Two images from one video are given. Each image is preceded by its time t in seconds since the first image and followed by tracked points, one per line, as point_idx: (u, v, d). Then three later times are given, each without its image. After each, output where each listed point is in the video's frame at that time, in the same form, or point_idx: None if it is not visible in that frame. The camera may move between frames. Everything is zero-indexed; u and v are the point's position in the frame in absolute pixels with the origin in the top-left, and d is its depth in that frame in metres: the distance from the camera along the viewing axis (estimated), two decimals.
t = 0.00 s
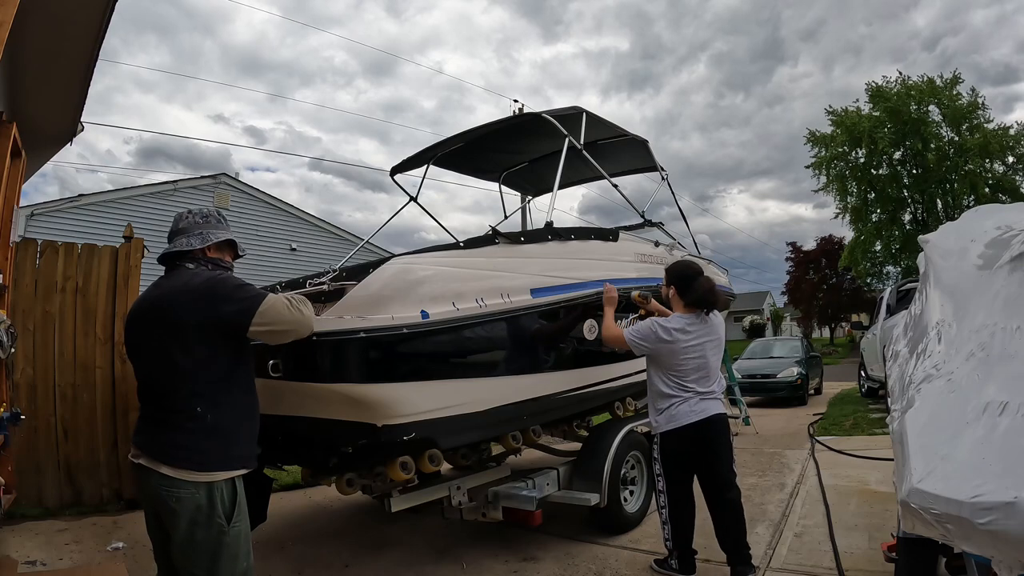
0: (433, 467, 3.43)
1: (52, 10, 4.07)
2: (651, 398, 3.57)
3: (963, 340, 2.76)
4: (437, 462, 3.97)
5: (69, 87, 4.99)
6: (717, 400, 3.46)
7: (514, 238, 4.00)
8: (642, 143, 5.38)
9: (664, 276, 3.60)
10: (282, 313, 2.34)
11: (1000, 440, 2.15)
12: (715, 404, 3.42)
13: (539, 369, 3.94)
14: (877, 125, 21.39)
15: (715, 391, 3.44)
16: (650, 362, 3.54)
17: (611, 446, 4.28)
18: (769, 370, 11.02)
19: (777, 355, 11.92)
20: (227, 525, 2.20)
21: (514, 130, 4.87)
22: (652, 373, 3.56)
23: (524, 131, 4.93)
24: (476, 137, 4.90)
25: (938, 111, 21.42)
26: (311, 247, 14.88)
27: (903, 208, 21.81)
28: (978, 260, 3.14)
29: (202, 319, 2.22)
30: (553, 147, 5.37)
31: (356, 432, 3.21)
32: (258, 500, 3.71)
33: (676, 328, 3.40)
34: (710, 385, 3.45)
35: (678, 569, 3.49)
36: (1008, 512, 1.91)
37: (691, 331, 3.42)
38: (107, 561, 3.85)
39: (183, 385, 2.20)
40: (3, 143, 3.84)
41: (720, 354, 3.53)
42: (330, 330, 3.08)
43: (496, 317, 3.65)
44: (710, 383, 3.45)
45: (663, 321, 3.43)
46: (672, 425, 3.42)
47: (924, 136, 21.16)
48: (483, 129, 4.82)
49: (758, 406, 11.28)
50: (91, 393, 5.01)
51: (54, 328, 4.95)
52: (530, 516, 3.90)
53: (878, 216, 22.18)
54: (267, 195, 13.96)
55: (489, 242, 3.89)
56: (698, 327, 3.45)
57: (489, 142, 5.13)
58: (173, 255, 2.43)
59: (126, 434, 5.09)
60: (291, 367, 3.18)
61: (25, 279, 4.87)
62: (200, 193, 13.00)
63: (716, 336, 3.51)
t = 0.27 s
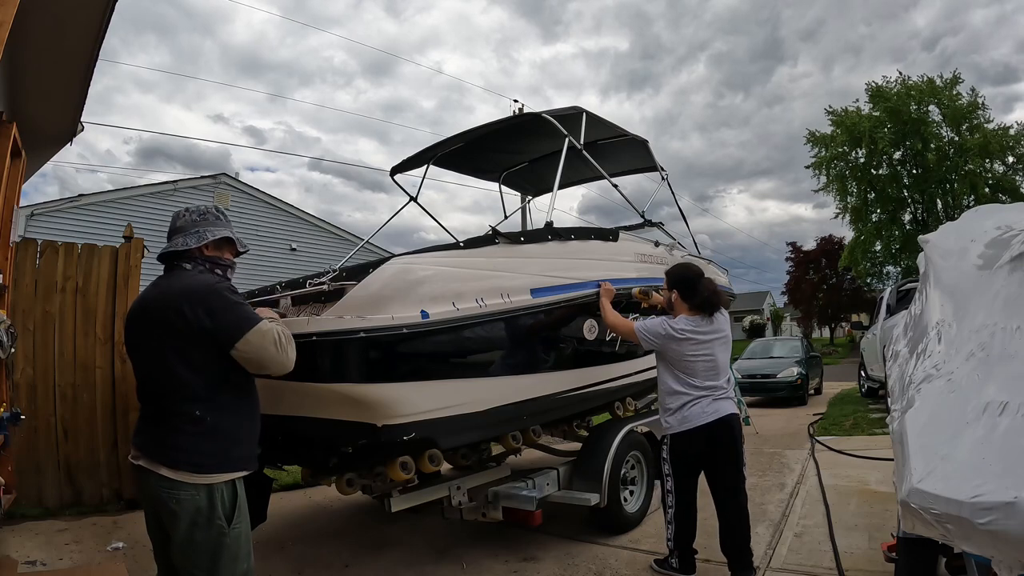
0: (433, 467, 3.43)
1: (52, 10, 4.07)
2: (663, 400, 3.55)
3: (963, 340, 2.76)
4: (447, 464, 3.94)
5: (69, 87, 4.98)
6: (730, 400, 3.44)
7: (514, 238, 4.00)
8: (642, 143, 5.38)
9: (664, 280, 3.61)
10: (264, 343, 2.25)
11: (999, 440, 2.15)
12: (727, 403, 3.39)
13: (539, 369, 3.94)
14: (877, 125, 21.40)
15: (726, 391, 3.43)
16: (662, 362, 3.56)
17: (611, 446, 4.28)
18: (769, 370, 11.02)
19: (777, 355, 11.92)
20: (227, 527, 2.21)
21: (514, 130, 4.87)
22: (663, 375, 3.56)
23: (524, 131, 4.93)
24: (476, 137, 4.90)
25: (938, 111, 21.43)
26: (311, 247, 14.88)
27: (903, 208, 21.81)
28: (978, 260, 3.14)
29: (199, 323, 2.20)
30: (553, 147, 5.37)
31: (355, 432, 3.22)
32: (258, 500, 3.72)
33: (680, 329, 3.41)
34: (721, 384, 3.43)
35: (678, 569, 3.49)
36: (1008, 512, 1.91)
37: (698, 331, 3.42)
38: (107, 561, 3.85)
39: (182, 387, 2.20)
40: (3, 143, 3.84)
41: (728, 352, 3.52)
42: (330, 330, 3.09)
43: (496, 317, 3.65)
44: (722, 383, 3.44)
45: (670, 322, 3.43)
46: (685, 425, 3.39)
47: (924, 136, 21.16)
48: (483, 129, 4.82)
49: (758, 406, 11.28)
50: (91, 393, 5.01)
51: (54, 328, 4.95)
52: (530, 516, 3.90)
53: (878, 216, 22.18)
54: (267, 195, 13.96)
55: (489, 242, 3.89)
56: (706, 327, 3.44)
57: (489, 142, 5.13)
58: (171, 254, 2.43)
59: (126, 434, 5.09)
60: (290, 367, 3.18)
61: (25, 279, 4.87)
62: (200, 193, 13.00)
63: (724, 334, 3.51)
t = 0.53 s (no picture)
0: (433, 467, 3.44)
1: (52, 10, 4.07)
2: (664, 401, 3.55)
3: (963, 340, 2.76)
4: (447, 464, 3.95)
5: (69, 87, 4.98)
6: (730, 401, 3.44)
7: (514, 238, 4.00)
8: (642, 143, 5.38)
9: (663, 282, 3.59)
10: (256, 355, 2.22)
11: (999, 440, 2.15)
12: (728, 405, 3.39)
13: (539, 369, 3.94)
14: (877, 125, 21.41)
15: (727, 393, 3.43)
16: (662, 363, 3.57)
17: (610, 446, 4.28)
18: (769, 370, 11.02)
19: (777, 355, 11.92)
20: (227, 529, 2.21)
21: (514, 130, 4.87)
22: (664, 375, 3.57)
23: (524, 131, 4.93)
24: (476, 137, 4.90)
25: (938, 111, 21.43)
26: (311, 247, 14.87)
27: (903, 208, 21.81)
28: (978, 260, 3.14)
29: (197, 326, 2.20)
30: (553, 147, 5.37)
31: (355, 432, 3.22)
32: (258, 500, 3.72)
33: (678, 330, 3.41)
34: (721, 386, 3.43)
35: (678, 569, 3.49)
36: (1008, 512, 1.91)
37: (698, 333, 3.42)
38: (107, 561, 3.84)
39: (182, 390, 2.20)
40: (4, 143, 3.84)
41: (728, 353, 3.52)
42: (330, 330, 3.09)
43: (496, 317, 3.66)
44: (723, 383, 3.44)
45: (669, 324, 3.44)
46: (685, 426, 3.39)
47: (924, 136, 21.16)
48: (483, 128, 4.82)
49: (759, 406, 11.29)
50: (91, 393, 5.01)
51: (54, 328, 4.95)
52: (530, 516, 3.90)
53: (878, 216, 22.18)
54: (267, 195, 13.96)
55: (489, 242, 3.88)
56: (706, 328, 3.44)
57: (489, 142, 5.13)
58: (171, 254, 2.43)
59: (126, 434, 5.09)
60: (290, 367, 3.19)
61: (25, 279, 4.87)
62: (199, 193, 12.99)
63: (724, 334, 3.51)
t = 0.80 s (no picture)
0: (433, 467, 3.43)
1: (52, 10, 4.08)
2: (663, 401, 3.55)
3: (963, 340, 2.76)
4: (447, 465, 3.94)
5: (70, 87, 4.98)
6: (731, 402, 3.44)
7: (513, 238, 3.99)
8: (642, 143, 5.38)
9: (661, 283, 3.59)
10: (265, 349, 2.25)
11: (999, 439, 2.15)
12: (728, 406, 3.39)
13: (539, 369, 3.94)
14: (877, 125, 21.43)
15: (728, 394, 3.43)
16: (662, 364, 3.56)
17: (610, 446, 4.27)
18: (769, 370, 11.02)
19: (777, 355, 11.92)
20: (228, 532, 2.21)
21: (514, 130, 4.87)
22: (664, 376, 3.56)
23: (524, 131, 4.93)
24: (476, 137, 4.90)
25: (938, 111, 21.44)
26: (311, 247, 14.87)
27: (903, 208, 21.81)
28: (978, 260, 3.14)
29: (200, 326, 2.20)
30: (553, 147, 5.37)
31: (355, 432, 3.22)
32: (259, 500, 3.72)
33: (677, 332, 3.41)
34: (721, 387, 3.43)
35: (678, 568, 3.49)
36: (1008, 512, 1.91)
37: (697, 333, 3.42)
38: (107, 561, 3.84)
39: (183, 391, 2.20)
40: (3, 143, 3.84)
41: (728, 353, 3.52)
42: (331, 330, 3.09)
43: (496, 317, 3.66)
44: (723, 384, 3.44)
45: (669, 325, 3.44)
46: (684, 428, 3.39)
47: (924, 136, 21.16)
48: (483, 128, 4.82)
49: (759, 406, 11.28)
50: (91, 393, 5.01)
51: (54, 328, 4.95)
52: (530, 517, 3.90)
53: (878, 216, 22.18)
54: (267, 195, 13.96)
55: (489, 242, 3.88)
56: (705, 328, 3.44)
57: (489, 142, 5.13)
58: (172, 253, 2.43)
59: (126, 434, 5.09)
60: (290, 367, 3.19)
61: (25, 279, 4.87)
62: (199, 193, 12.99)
63: (724, 334, 3.51)
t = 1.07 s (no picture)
0: (434, 467, 3.43)
1: (52, 10, 4.08)
2: (660, 402, 3.53)
3: (963, 340, 2.76)
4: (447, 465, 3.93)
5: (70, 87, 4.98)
6: (728, 402, 3.43)
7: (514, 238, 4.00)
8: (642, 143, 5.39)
9: (658, 283, 3.62)
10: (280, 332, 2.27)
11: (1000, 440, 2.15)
12: (724, 406, 3.38)
13: (538, 369, 3.94)
14: (876, 125, 21.44)
15: (724, 393, 3.42)
16: (657, 365, 3.54)
17: (611, 446, 4.28)
18: (769, 370, 11.02)
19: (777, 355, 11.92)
20: (232, 533, 2.21)
21: (514, 130, 4.87)
22: (659, 377, 3.54)
23: (524, 131, 4.93)
24: (476, 137, 4.91)
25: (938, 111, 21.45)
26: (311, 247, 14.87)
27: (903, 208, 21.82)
28: (978, 261, 3.14)
29: (201, 325, 2.20)
30: (553, 147, 5.37)
31: (356, 432, 3.21)
32: (259, 500, 3.72)
33: (676, 332, 3.40)
34: (718, 386, 3.42)
35: (678, 569, 3.50)
36: (1008, 512, 1.92)
37: (695, 333, 3.42)
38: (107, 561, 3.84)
39: (184, 391, 2.20)
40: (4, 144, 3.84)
41: (726, 353, 3.52)
42: (332, 330, 3.12)
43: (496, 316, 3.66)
44: (720, 384, 3.43)
45: (666, 325, 3.44)
46: (680, 427, 3.39)
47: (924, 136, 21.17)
48: (483, 128, 4.82)
49: (759, 406, 11.28)
50: (91, 393, 5.02)
51: (54, 328, 4.95)
52: (530, 517, 3.91)
53: (877, 216, 22.18)
54: (267, 195, 13.96)
55: (489, 242, 3.89)
56: (701, 327, 3.44)
57: (489, 142, 5.13)
58: (174, 252, 2.43)
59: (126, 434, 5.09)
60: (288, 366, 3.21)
61: (25, 279, 4.87)
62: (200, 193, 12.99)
63: (722, 334, 3.51)
